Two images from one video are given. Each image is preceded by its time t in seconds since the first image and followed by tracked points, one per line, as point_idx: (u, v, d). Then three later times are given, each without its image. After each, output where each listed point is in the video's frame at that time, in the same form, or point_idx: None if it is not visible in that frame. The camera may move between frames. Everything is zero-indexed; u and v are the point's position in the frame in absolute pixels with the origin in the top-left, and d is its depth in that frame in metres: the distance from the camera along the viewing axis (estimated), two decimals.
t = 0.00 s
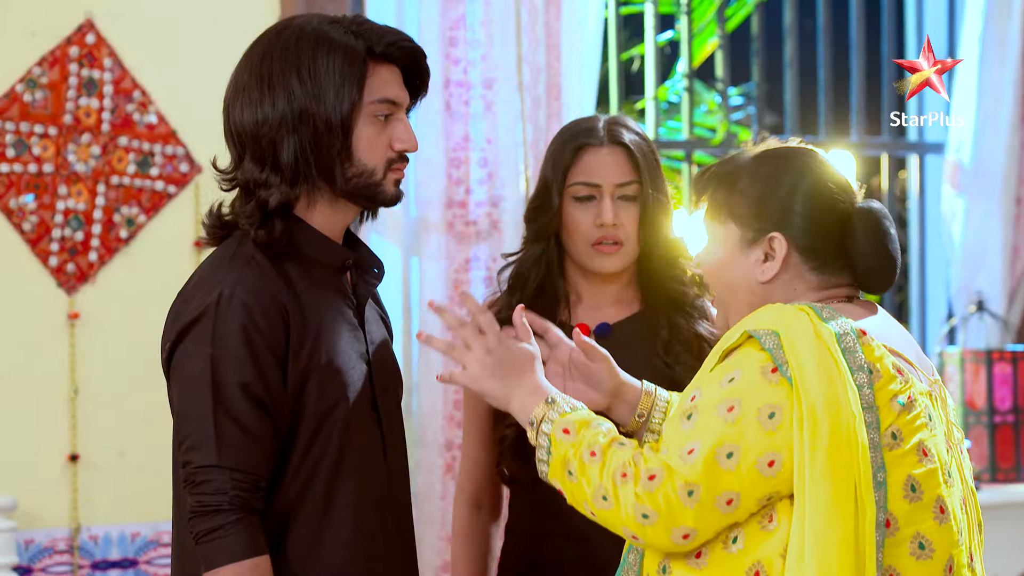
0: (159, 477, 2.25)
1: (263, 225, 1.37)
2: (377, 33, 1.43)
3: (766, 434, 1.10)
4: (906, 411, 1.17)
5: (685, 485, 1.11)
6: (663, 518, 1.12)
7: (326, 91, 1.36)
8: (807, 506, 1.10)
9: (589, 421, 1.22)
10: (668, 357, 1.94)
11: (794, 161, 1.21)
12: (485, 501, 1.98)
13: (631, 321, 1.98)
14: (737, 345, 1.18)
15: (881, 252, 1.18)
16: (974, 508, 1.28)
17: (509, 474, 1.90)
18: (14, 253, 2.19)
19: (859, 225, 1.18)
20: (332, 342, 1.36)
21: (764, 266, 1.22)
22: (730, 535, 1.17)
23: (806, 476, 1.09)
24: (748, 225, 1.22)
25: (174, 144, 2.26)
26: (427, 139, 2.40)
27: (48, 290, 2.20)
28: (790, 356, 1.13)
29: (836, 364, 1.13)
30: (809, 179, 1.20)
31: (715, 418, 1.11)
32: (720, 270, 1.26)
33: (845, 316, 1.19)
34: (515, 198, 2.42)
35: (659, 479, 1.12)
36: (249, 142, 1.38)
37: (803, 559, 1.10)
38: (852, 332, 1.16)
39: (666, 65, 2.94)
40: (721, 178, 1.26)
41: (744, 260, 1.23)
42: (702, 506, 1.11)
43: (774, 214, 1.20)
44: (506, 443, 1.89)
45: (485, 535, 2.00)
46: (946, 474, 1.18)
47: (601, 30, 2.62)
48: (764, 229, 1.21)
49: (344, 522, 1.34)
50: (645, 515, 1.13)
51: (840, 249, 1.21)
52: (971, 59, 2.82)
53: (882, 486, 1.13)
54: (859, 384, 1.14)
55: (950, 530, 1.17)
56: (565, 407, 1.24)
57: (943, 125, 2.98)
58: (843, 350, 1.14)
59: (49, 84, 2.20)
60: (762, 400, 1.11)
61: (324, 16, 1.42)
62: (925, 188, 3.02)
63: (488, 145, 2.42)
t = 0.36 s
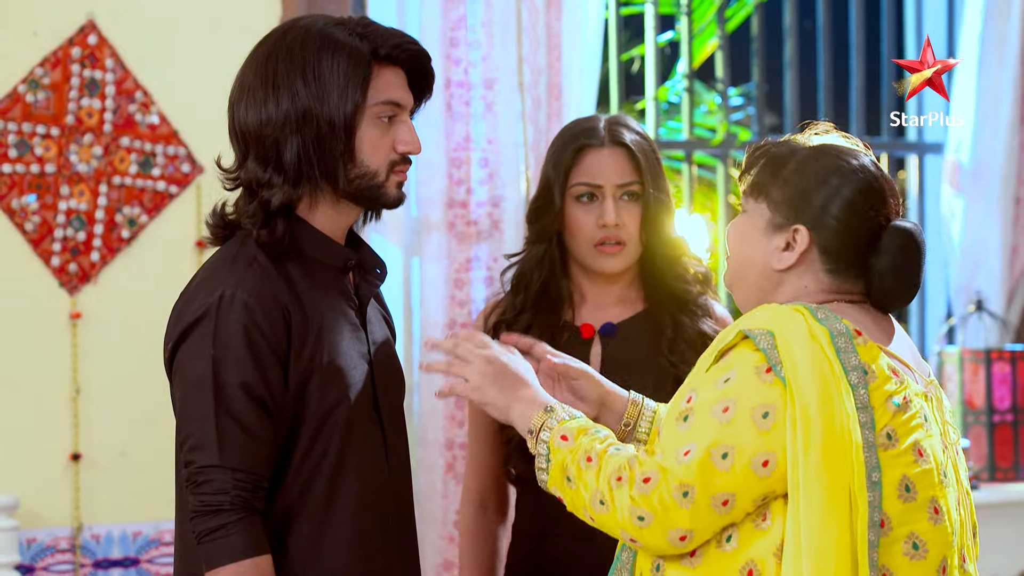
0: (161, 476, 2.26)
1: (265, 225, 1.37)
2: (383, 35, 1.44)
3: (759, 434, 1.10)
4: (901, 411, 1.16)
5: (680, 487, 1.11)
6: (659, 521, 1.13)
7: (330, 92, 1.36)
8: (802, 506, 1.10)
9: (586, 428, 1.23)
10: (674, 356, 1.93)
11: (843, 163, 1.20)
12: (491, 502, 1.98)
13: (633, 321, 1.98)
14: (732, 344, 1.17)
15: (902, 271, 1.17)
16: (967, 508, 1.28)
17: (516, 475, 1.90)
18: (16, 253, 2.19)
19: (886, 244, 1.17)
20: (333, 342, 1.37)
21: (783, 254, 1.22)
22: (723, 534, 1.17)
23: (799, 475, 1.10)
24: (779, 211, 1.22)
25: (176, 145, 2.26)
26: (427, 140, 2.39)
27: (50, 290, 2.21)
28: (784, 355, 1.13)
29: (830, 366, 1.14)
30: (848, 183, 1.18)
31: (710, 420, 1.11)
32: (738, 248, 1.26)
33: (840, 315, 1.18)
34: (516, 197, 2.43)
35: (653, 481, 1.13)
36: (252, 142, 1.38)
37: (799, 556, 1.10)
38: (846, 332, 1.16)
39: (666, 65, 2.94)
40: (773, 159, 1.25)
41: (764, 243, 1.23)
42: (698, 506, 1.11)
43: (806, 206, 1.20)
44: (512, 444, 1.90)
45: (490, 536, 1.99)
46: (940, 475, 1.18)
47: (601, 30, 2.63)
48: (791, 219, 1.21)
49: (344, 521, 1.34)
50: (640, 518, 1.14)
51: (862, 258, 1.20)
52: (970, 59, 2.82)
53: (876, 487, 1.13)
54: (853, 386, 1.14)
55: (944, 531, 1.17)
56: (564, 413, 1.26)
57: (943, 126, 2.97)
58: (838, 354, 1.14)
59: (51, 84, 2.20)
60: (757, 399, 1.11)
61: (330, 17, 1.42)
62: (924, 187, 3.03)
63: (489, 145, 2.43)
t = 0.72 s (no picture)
0: (156, 476, 2.25)
1: (259, 225, 1.37)
2: (378, 36, 1.44)
3: (716, 441, 1.18)
4: (874, 421, 1.20)
5: (636, 486, 1.22)
6: (617, 517, 1.24)
7: (326, 93, 1.36)
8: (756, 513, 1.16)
9: (600, 445, 1.36)
10: (677, 352, 1.98)
11: (849, 181, 1.23)
12: (502, 503, 2.11)
13: (638, 318, 2.03)
14: (708, 354, 1.25)
15: (910, 289, 1.21)
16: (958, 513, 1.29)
17: (521, 475, 2.00)
18: (10, 253, 2.19)
19: (894, 264, 1.22)
20: (327, 343, 1.37)
21: (790, 275, 1.26)
22: (702, 541, 1.24)
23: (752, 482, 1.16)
24: (790, 232, 1.25)
25: (169, 145, 2.26)
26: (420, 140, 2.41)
27: (44, 289, 2.20)
28: (749, 366, 1.19)
29: (795, 379, 1.19)
30: (855, 203, 1.22)
31: (670, 423, 1.21)
32: (745, 259, 1.30)
33: (814, 329, 1.22)
34: (509, 197, 2.43)
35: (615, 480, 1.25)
36: (247, 142, 1.38)
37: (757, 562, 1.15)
38: (817, 345, 1.20)
39: (659, 65, 2.94)
40: (780, 175, 1.28)
41: (772, 261, 1.27)
42: (650, 506, 1.21)
43: (815, 228, 1.23)
44: (517, 442, 1.99)
45: (502, 535, 2.12)
46: (920, 483, 1.20)
47: (595, 30, 2.63)
48: (802, 240, 1.24)
49: (340, 521, 1.34)
50: (603, 514, 1.26)
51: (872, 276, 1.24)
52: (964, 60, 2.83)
53: (842, 499, 1.17)
54: (820, 399, 1.18)
55: (923, 539, 1.19)
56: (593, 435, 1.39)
57: (937, 125, 2.97)
58: (804, 366, 1.19)
59: (45, 84, 2.20)
60: (717, 407, 1.20)
61: (326, 18, 1.43)
62: (916, 187, 3.03)
63: (482, 145, 2.42)
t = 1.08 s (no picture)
0: (144, 476, 2.25)
1: (250, 226, 1.36)
2: (370, 37, 1.44)
3: (739, 438, 1.17)
4: (891, 419, 1.20)
5: (659, 483, 1.21)
6: (639, 514, 1.23)
7: (318, 94, 1.36)
8: (777, 509, 1.15)
9: (614, 438, 1.35)
10: (673, 348, 1.99)
11: (872, 174, 1.23)
12: (503, 502, 2.12)
13: (636, 316, 2.03)
14: (727, 348, 1.24)
15: (934, 282, 1.23)
16: (965, 505, 1.31)
17: (522, 476, 2.00)
18: None
19: (920, 257, 1.23)
20: (318, 343, 1.37)
21: (819, 270, 1.26)
22: (719, 532, 1.24)
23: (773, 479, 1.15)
24: (819, 228, 1.25)
25: (158, 144, 2.25)
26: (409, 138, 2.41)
27: (32, 289, 2.20)
28: (772, 364, 1.18)
29: (817, 377, 1.18)
30: (880, 195, 1.22)
31: (693, 421, 1.20)
32: (770, 252, 1.30)
33: (830, 324, 1.23)
34: (498, 197, 2.43)
35: (636, 477, 1.23)
36: (238, 141, 1.38)
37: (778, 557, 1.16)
38: (837, 344, 1.20)
39: (648, 65, 2.95)
40: (805, 173, 1.27)
41: (800, 256, 1.27)
42: (675, 504, 1.20)
43: (844, 224, 1.23)
44: (516, 443, 1.98)
45: (505, 535, 2.13)
46: (933, 481, 1.22)
47: (584, 30, 2.63)
48: (831, 236, 1.24)
49: (331, 522, 1.34)
50: (625, 511, 1.25)
51: (896, 271, 1.24)
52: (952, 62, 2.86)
53: (859, 497, 1.18)
54: (840, 398, 1.18)
55: (934, 536, 1.21)
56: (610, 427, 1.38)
57: (925, 125, 2.98)
58: (825, 365, 1.19)
59: (33, 84, 2.19)
60: (740, 405, 1.18)
61: (317, 18, 1.43)
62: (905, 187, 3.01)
63: (471, 145, 2.42)
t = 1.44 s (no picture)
0: (141, 476, 2.25)
1: (248, 227, 1.37)
2: (369, 40, 1.44)
3: (786, 451, 1.14)
4: (927, 423, 1.20)
5: (706, 498, 1.17)
6: (685, 528, 1.20)
7: (318, 95, 1.37)
8: (829, 520, 1.13)
9: (643, 445, 1.32)
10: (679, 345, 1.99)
11: (890, 181, 1.21)
12: (509, 502, 2.11)
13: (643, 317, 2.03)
14: (764, 359, 1.21)
15: (959, 286, 1.21)
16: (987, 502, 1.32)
17: (528, 476, 1.99)
18: None
19: (942, 260, 1.21)
20: (314, 343, 1.37)
21: (844, 279, 1.24)
22: (759, 538, 1.21)
23: (823, 491, 1.13)
24: (841, 240, 1.23)
25: (155, 146, 2.25)
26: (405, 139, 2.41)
27: (29, 290, 2.19)
28: (813, 374, 1.16)
29: (857, 385, 1.16)
30: (901, 203, 1.20)
31: (739, 434, 1.16)
32: (793, 263, 1.28)
33: (862, 330, 1.22)
34: (493, 198, 2.43)
35: (681, 491, 1.20)
36: (237, 143, 1.38)
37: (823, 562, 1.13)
38: (874, 352, 1.19)
39: (642, 67, 2.95)
40: (823, 183, 1.25)
41: (825, 266, 1.25)
42: (722, 518, 1.17)
43: (868, 233, 1.21)
44: (523, 445, 1.97)
45: (509, 536, 2.11)
46: (964, 482, 1.22)
47: (579, 31, 2.64)
48: (854, 247, 1.22)
49: (328, 521, 1.35)
50: (669, 525, 1.21)
51: (919, 275, 1.23)
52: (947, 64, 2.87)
53: (904, 503, 1.16)
54: (882, 406, 1.16)
55: (969, 536, 1.21)
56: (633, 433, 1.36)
57: (919, 126, 2.98)
58: (865, 374, 1.17)
59: (30, 85, 2.19)
60: (785, 417, 1.15)
61: (316, 20, 1.43)
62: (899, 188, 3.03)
63: (466, 146, 2.44)
